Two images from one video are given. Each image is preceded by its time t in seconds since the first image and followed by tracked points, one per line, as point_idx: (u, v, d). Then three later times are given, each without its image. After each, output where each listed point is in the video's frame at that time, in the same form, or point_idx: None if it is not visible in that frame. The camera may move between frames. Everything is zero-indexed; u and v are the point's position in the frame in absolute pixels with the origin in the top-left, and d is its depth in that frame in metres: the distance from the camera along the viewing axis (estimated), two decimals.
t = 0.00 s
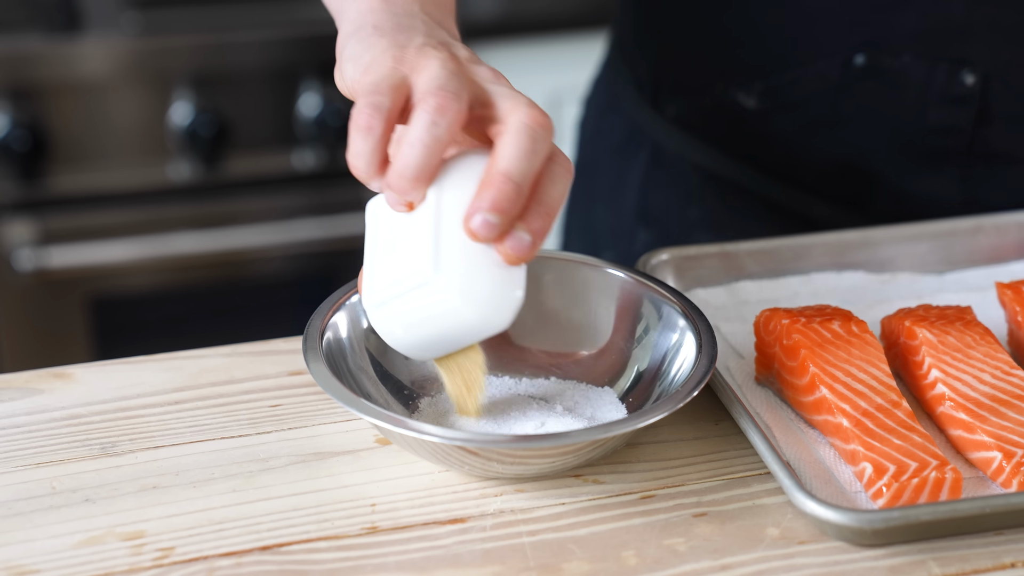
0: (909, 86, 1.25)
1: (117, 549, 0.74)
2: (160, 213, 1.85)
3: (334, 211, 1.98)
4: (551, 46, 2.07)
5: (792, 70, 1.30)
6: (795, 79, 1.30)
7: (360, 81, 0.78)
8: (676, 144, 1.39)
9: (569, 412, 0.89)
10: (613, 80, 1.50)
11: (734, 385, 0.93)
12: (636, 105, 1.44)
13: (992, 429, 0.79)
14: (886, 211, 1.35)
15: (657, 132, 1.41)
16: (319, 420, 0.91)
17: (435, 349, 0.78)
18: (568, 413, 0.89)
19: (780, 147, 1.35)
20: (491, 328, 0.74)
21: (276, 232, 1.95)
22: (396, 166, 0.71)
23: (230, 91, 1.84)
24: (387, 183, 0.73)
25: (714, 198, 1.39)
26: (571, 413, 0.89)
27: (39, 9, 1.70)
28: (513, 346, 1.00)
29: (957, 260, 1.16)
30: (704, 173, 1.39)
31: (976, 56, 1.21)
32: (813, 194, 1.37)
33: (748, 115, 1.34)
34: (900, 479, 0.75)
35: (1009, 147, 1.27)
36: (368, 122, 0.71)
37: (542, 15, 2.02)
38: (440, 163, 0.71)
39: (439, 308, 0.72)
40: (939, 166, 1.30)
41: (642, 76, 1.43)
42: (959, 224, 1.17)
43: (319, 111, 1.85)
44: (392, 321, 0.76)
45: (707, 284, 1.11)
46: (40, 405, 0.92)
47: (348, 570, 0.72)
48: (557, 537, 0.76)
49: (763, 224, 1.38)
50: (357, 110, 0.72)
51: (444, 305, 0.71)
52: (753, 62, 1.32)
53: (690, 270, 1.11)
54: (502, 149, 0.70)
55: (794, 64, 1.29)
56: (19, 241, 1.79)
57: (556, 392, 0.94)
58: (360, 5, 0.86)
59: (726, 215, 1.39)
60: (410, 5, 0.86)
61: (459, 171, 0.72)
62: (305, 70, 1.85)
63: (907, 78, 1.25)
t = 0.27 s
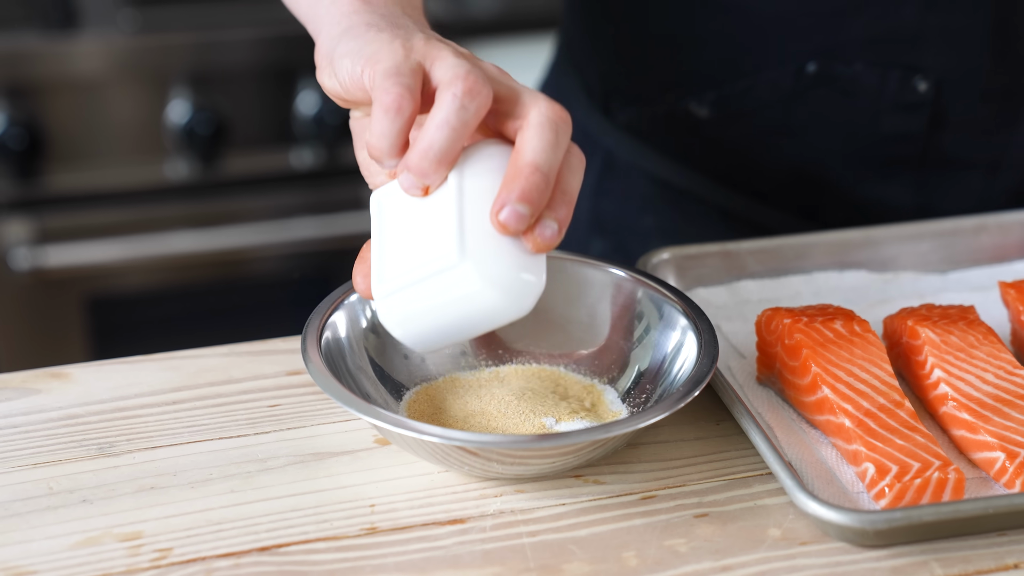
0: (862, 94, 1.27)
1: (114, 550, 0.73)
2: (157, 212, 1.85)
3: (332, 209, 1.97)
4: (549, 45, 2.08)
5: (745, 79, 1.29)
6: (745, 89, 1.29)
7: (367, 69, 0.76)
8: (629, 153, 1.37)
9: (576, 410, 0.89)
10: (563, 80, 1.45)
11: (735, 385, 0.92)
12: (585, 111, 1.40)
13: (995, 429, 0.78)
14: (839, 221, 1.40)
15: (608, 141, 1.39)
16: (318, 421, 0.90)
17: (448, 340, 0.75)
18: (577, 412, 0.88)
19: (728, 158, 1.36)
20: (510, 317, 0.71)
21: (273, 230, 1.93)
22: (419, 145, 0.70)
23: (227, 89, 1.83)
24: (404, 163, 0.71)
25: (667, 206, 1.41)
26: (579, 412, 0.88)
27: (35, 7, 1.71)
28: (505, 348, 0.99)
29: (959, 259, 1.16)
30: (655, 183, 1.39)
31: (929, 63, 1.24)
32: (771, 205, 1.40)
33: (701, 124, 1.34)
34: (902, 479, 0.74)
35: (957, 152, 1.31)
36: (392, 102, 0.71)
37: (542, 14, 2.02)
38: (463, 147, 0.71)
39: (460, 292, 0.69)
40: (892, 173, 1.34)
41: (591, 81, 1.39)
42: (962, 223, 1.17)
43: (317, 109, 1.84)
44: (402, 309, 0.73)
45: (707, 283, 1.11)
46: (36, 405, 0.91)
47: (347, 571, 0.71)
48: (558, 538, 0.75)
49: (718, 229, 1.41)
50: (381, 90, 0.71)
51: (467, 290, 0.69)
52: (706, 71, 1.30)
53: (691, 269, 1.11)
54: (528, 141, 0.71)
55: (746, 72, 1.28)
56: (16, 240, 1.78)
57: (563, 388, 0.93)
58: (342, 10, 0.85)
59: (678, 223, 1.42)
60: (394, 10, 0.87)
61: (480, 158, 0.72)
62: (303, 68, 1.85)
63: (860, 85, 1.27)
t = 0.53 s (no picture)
0: (807, 100, 1.30)
1: (112, 551, 0.73)
2: (155, 211, 1.84)
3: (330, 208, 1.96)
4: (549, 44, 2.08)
5: (686, 90, 1.27)
6: (694, 95, 1.28)
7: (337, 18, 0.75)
8: (582, 159, 1.32)
9: (578, 411, 0.88)
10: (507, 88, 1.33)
11: (736, 385, 0.92)
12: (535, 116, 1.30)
13: (998, 430, 0.78)
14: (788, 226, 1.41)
15: (559, 148, 1.33)
16: (317, 421, 0.90)
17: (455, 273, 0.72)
18: (579, 413, 0.88)
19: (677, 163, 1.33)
20: (511, 233, 0.68)
21: (271, 230, 1.91)
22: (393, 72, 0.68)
23: (224, 87, 1.83)
24: (381, 99, 0.70)
25: (618, 214, 1.37)
26: (582, 413, 0.88)
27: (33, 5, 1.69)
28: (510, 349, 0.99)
29: (962, 258, 1.16)
30: (608, 190, 1.35)
31: (877, 69, 1.28)
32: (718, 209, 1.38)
33: (649, 130, 1.29)
34: (905, 480, 0.74)
35: (908, 155, 1.36)
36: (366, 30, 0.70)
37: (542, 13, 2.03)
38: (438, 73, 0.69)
39: (456, 215, 0.66)
40: (840, 179, 1.36)
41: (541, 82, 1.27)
42: (965, 222, 1.17)
43: (315, 107, 1.84)
44: (405, 246, 0.71)
45: (709, 282, 1.11)
46: (34, 405, 0.91)
47: (347, 572, 0.71)
48: (558, 538, 0.75)
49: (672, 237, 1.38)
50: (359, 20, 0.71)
51: (459, 212, 0.66)
52: (653, 78, 1.26)
53: (692, 268, 1.10)
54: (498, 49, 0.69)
55: (693, 79, 1.27)
56: (13, 239, 1.77)
57: (563, 388, 0.92)
58: None
59: (626, 228, 1.38)
60: None
61: (457, 80, 0.70)
62: (302, 66, 1.85)
63: (807, 92, 1.29)
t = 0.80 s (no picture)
0: (752, 104, 1.24)
1: (109, 552, 0.72)
2: (153, 209, 1.84)
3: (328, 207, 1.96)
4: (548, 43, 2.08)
5: (645, 87, 1.25)
6: (643, 98, 1.26)
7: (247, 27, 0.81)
8: (534, 163, 1.31)
9: (578, 411, 0.88)
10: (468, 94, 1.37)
11: (738, 384, 0.91)
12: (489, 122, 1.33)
13: (1002, 430, 0.77)
14: (741, 230, 1.34)
15: (512, 150, 1.32)
16: (316, 421, 0.89)
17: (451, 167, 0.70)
18: (580, 413, 0.87)
19: (632, 166, 1.30)
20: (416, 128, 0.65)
21: (268, 229, 1.91)
22: (259, 97, 0.75)
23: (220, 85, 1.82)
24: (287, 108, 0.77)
25: (570, 219, 1.34)
26: (583, 414, 0.87)
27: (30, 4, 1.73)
28: (510, 350, 0.99)
29: (966, 257, 1.15)
30: (559, 193, 1.32)
31: (821, 72, 1.21)
32: (665, 212, 1.32)
33: (599, 134, 1.28)
34: (908, 481, 0.73)
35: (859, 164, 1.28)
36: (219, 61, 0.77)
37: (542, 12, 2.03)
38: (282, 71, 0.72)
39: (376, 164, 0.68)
40: (791, 184, 1.30)
41: (492, 91, 1.32)
42: (967, 220, 1.16)
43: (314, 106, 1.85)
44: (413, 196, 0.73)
45: (710, 281, 1.10)
46: (31, 405, 0.90)
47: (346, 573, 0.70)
48: (558, 539, 0.74)
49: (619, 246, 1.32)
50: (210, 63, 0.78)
51: (373, 160, 0.68)
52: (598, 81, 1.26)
53: (694, 267, 1.09)
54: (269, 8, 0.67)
55: (644, 81, 1.25)
56: (9, 238, 1.76)
57: (563, 388, 0.92)
58: None
59: (580, 232, 1.34)
60: None
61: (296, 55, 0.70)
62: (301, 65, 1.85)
63: (752, 96, 1.23)
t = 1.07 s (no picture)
0: (711, 103, 1.23)
1: (107, 552, 0.72)
2: (152, 208, 1.83)
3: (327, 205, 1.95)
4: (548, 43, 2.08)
5: (609, 88, 1.24)
6: (603, 101, 1.24)
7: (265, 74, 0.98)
8: (497, 166, 1.29)
9: (578, 411, 0.87)
10: (438, 98, 1.36)
11: (740, 384, 0.91)
12: (457, 127, 1.33)
13: (1004, 430, 0.77)
14: (705, 231, 1.30)
15: (477, 154, 1.31)
16: (315, 420, 0.89)
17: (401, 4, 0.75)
18: (580, 413, 0.87)
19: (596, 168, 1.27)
20: (328, 31, 0.72)
21: (267, 227, 1.90)
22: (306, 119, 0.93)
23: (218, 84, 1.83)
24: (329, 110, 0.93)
25: (536, 222, 1.31)
26: (583, 414, 0.87)
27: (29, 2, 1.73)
28: (511, 350, 0.98)
29: (969, 256, 1.15)
30: (526, 196, 1.30)
31: (779, 71, 1.19)
32: (631, 213, 1.27)
33: (561, 138, 1.26)
34: (910, 481, 0.73)
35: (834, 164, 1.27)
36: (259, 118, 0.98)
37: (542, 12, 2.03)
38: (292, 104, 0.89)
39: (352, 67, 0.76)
40: (753, 182, 1.27)
41: (461, 94, 1.31)
42: (971, 219, 1.15)
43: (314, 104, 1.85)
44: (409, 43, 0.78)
45: (712, 280, 1.10)
46: (28, 405, 0.90)
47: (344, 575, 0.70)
48: (558, 540, 0.74)
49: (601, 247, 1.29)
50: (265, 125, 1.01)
51: (349, 68, 0.76)
52: (558, 84, 1.25)
53: (695, 266, 1.09)
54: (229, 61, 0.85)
55: (603, 83, 1.24)
56: (7, 237, 1.75)
57: (563, 388, 0.91)
58: None
59: (545, 235, 1.31)
60: None
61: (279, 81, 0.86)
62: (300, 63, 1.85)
63: (711, 95, 1.22)
